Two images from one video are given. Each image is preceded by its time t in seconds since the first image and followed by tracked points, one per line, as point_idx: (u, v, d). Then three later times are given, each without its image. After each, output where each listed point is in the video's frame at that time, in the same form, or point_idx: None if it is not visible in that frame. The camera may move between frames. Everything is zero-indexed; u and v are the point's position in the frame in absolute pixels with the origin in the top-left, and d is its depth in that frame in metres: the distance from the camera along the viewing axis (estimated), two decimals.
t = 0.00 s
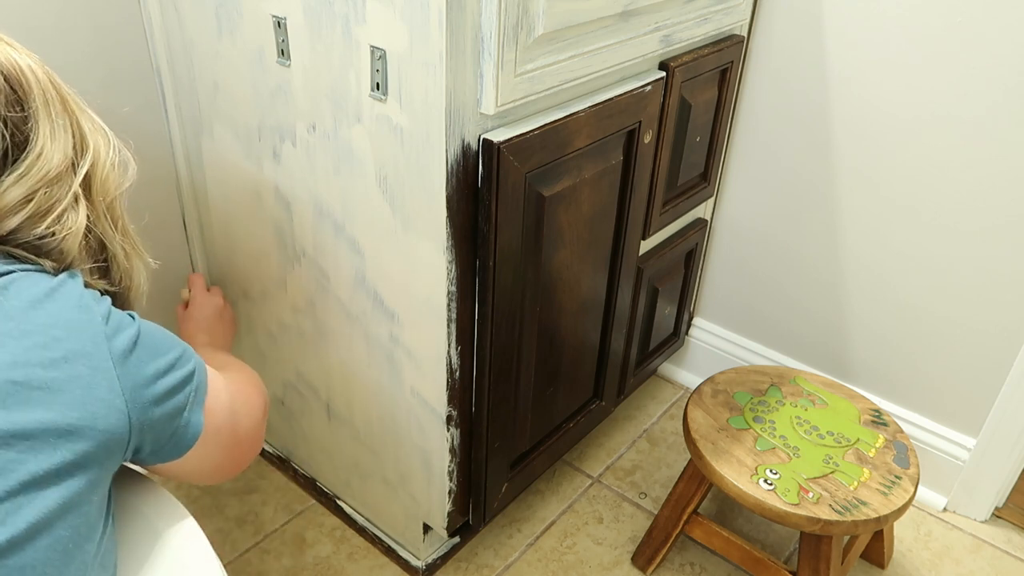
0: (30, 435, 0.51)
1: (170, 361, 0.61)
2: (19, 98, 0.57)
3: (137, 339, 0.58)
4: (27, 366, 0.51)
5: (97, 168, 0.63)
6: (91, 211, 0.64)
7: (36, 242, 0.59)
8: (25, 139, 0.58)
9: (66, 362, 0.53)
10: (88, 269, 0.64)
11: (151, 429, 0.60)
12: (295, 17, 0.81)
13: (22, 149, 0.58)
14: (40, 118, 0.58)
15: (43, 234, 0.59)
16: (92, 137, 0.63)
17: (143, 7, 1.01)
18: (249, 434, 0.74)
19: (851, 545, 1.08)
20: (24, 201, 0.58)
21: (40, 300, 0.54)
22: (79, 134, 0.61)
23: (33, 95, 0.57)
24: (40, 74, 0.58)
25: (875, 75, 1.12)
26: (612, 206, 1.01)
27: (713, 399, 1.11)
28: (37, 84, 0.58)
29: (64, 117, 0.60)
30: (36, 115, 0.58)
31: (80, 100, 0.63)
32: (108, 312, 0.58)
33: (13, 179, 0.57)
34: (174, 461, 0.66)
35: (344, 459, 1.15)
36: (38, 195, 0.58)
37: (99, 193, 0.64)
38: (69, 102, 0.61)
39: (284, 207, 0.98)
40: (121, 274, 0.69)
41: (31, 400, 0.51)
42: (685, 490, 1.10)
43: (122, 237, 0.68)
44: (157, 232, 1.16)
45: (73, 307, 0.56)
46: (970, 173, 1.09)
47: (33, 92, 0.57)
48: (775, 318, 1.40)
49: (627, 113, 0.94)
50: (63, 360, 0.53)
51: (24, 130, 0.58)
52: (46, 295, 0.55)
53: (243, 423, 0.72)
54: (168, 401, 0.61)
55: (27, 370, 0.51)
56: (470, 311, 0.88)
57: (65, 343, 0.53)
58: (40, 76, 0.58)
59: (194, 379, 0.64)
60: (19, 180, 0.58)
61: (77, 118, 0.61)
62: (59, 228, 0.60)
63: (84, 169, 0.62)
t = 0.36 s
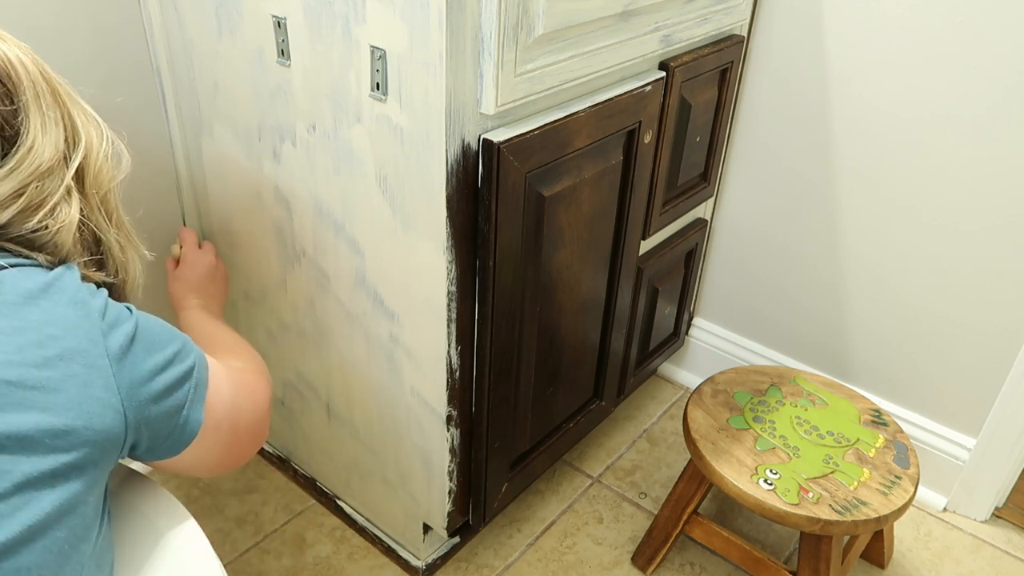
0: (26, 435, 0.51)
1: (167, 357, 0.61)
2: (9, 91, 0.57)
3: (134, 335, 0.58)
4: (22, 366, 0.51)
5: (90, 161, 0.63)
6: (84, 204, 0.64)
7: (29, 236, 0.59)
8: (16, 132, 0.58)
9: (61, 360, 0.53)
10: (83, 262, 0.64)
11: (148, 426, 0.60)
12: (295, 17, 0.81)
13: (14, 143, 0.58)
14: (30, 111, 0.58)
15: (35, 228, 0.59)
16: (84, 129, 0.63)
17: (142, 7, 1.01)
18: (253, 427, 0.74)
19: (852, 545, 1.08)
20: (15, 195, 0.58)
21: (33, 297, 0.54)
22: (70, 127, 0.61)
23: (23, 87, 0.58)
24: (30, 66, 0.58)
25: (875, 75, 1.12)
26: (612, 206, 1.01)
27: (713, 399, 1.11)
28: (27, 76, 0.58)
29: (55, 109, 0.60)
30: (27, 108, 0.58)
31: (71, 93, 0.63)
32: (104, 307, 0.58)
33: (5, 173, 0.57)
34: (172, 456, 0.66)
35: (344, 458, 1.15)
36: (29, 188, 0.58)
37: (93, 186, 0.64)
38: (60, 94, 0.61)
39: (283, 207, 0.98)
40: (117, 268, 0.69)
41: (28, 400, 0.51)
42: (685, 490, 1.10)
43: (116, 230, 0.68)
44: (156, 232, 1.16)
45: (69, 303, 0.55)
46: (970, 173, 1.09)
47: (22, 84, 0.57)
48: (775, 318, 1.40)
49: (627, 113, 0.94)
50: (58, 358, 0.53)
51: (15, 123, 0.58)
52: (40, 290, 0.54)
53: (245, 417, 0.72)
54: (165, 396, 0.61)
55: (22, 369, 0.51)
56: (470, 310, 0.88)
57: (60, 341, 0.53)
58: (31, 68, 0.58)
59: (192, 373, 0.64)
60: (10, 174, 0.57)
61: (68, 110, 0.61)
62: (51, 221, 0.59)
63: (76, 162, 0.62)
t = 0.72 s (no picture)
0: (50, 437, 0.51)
1: (187, 376, 0.62)
2: (44, 109, 0.59)
3: (156, 352, 0.59)
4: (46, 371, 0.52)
5: (120, 178, 0.64)
6: (112, 219, 0.65)
7: (60, 252, 0.62)
8: (49, 148, 0.60)
9: (84, 369, 0.54)
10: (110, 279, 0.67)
11: (167, 442, 0.60)
12: (295, 17, 0.81)
13: (45, 159, 0.60)
14: (62, 129, 0.60)
15: (67, 243, 0.62)
16: (116, 147, 0.64)
17: (143, 7, 1.02)
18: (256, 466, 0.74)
19: (852, 545, 1.08)
20: (47, 212, 0.60)
21: (64, 310, 0.56)
22: (103, 144, 0.63)
23: (57, 104, 0.59)
24: (64, 85, 0.60)
25: (876, 75, 1.12)
26: (612, 206, 1.00)
27: (713, 399, 1.11)
28: (61, 94, 0.59)
29: (88, 127, 0.62)
30: (60, 125, 0.59)
31: (106, 110, 0.65)
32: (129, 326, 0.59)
33: (36, 189, 0.60)
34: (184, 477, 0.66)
35: (344, 458, 1.15)
36: (60, 206, 0.61)
37: (121, 202, 0.65)
38: (93, 111, 0.62)
39: (283, 207, 0.98)
40: (142, 284, 0.72)
41: (51, 403, 0.52)
42: (685, 490, 1.10)
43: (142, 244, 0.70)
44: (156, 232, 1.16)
45: (96, 317, 0.57)
46: (970, 173, 1.09)
47: (57, 103, 0.59)
48: (775, 318, 1.40)
49: (627, 113, 0.94)
50: (83, 366, 0.54)
51: (47, 141, 0.60)
52: (70, 305, 0.57)
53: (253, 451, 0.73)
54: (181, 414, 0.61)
55: (48, 373, 0.52)
56: (470, 310, 0.88)
57: (86, 351, 0.54)
58: (65, 86, 0.60)
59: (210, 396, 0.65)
60: (43, 190, 0.60)
61: (99, 126, 0.62)
62: (81, 237, 0.62)
63: (107, 178, 0.63)
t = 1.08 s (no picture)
0: (64, 425, 0.53)
1: (188, 373, 0.63)
2: (67, 122, 0.61)
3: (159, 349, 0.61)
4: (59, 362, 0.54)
5: (134, 191, 0.67)
6: (125, 230, 0.68)
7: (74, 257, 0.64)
8: (69, 161, 0.62)
9: (95, 361, 0.56)
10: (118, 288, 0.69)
11: (171, 435, 0.62)
12: (295, 17, 0.81)
13: (67, 170, 0.62)
14: (84, 142, 0.62)
15: (87, 250, 0.64)
16: (129, 161, 0.67)
17: (143, 7, 1.01)
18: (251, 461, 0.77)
19: (852, 545, 1.08)
20: (69, 219, 0.62)
21: (76, 308, 0.58)
22: (117, 159, 0.66)
23: (78, 118, 0.62)
24: (82, 101, 0.62)
25: (876, 75, 1.12)
26: (612, 206, 1.00)
27: (713, 399, 1.11)
28: (81, 109, 0.62)
29: (105, 141, 0.64)
30: (80, 138, 0.62)
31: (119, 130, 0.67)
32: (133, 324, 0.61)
33: (59, 199, 0.62)
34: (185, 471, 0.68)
35: (344, 459, 1.15)
36: (82, 214, 0.63)
37: (133, 214, 0.67)
38: (108, 127, 0.65)
39: (283, 207, 0.98)
40: (146, 294, 0.74)
41: (64, 393, 0.53)
42: (685, 490, 1.10)
43: (148, 256, 0.72)
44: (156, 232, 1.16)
45: (104, 314, 0.59)
46: (970, 173, 1.09)
47: (77, 117, 0.62)
48: (775, 318, 1.40)
49: (627, 113, 0.94)
50: (94, 358, 0.56)
51: (69, 152, 0.62)
52: (80, 304, 0.58)
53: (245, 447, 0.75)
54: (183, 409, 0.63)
55: (61, 364, 0.54)
56: (470, 310, 0.88)
57: (96, 346, 0.56)
58: (83, 103, 0.62)
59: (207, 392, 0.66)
60: (65, 200, 0.62)
61: (113, 140, 0.65)
62: (99, 245, 0.64)
63: (122, 191, 0.66)
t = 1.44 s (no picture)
0: (57, 429, 0.52)
1: (189, 378, 0.62)
2: (62, 120, 0.60)
3: (157, 352, 0.60)
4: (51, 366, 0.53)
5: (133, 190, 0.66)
6: (122, 229, 0.67)
7: (69, 256, 0.63)
8: (65, 159, 0.61)
9: (88, 365, 0.55)
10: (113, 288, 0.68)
11: (170, 439, 0.61)
12: (296, 17, 0.81)
13: (64, 168, 0.61)
14: (80, 140, 0.61)
15: (82, 249, 0.63)
16: (128, 160, 0.66)
17: (143, 7, 1.02)
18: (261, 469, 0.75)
19: (852, 545, 1.08)
20: (65, 218, 0.62)
21: (69, 310, 0.57)
22: (115, 157, 0.65)
23: (74, 117, 0.61)
24: (79, 98, 0.62)
25: (875, 76, 1.12)
26: (612, 206, 1.00)
27: (713, 399, 1.11)
28: (77, 107, 0.61)
29: (102, 140, 0.63)
30: (76, 137, 0.61)
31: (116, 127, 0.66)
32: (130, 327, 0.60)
33: (54, 197, 0.61)
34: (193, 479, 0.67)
35: (344, 459, 1.15)
36: (78, 213, 0.62)
37: (131, 214, 0.66)
38: (105, 126, 0.64)
39: (283, 207, 0.98)
40: (142, 293, 0.73)
41: (56, 397, 0.53)
42: (686, 490, 1.10)
43: (146, 256, 0.71)
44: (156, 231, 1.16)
45: (99, 317, 0.58)
46: (970, 173, 1.09)
47: (74, 115, 0.61)
48: (775, 318, 1.40)
49: (627, 113, 0.94)
50: (88, 362, 0.55)
51: (65, 150, 0.61)
52: (74, 306, 0.58)
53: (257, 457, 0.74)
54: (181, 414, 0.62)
55: (54, 368, 0.53)
56: (470, 310, 0.88)
57: (89, 349, 0.55)
58: (80, 100, 0.62)
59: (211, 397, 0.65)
60: (61, 199, 0.61)
61: (110, 139, 0.64)
62: (94, 244, 0.64)
63: (119, 190, 0.65)
